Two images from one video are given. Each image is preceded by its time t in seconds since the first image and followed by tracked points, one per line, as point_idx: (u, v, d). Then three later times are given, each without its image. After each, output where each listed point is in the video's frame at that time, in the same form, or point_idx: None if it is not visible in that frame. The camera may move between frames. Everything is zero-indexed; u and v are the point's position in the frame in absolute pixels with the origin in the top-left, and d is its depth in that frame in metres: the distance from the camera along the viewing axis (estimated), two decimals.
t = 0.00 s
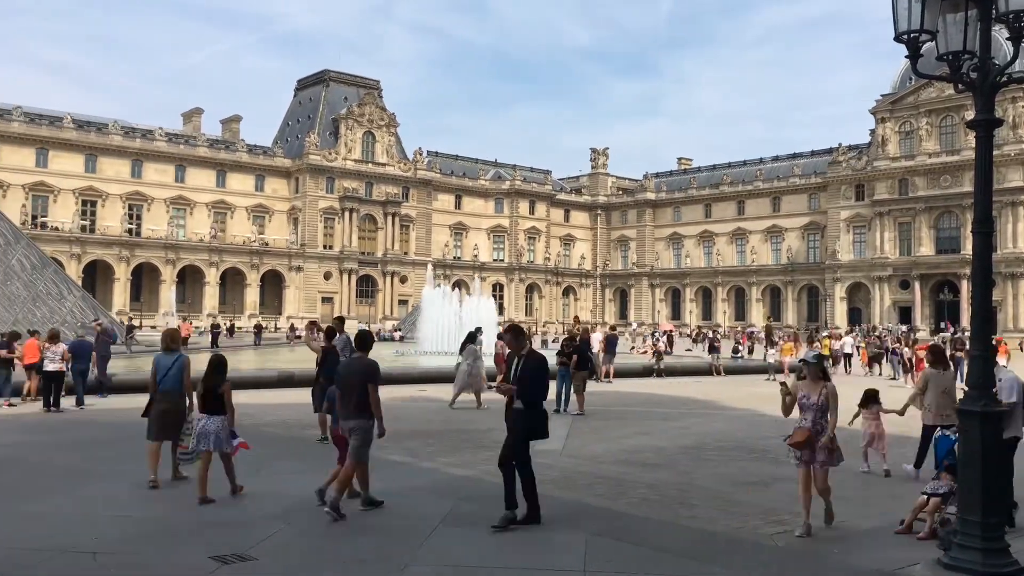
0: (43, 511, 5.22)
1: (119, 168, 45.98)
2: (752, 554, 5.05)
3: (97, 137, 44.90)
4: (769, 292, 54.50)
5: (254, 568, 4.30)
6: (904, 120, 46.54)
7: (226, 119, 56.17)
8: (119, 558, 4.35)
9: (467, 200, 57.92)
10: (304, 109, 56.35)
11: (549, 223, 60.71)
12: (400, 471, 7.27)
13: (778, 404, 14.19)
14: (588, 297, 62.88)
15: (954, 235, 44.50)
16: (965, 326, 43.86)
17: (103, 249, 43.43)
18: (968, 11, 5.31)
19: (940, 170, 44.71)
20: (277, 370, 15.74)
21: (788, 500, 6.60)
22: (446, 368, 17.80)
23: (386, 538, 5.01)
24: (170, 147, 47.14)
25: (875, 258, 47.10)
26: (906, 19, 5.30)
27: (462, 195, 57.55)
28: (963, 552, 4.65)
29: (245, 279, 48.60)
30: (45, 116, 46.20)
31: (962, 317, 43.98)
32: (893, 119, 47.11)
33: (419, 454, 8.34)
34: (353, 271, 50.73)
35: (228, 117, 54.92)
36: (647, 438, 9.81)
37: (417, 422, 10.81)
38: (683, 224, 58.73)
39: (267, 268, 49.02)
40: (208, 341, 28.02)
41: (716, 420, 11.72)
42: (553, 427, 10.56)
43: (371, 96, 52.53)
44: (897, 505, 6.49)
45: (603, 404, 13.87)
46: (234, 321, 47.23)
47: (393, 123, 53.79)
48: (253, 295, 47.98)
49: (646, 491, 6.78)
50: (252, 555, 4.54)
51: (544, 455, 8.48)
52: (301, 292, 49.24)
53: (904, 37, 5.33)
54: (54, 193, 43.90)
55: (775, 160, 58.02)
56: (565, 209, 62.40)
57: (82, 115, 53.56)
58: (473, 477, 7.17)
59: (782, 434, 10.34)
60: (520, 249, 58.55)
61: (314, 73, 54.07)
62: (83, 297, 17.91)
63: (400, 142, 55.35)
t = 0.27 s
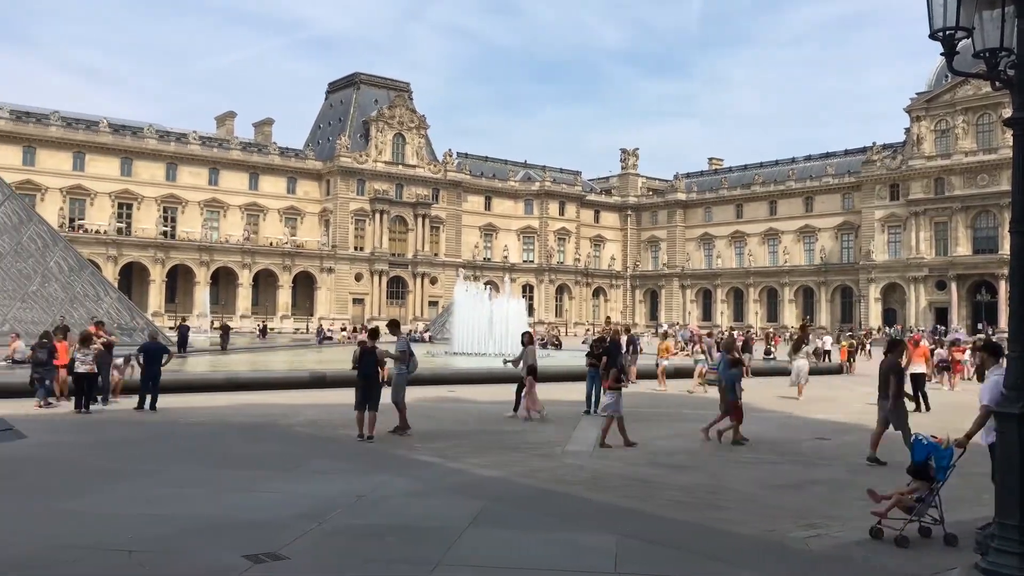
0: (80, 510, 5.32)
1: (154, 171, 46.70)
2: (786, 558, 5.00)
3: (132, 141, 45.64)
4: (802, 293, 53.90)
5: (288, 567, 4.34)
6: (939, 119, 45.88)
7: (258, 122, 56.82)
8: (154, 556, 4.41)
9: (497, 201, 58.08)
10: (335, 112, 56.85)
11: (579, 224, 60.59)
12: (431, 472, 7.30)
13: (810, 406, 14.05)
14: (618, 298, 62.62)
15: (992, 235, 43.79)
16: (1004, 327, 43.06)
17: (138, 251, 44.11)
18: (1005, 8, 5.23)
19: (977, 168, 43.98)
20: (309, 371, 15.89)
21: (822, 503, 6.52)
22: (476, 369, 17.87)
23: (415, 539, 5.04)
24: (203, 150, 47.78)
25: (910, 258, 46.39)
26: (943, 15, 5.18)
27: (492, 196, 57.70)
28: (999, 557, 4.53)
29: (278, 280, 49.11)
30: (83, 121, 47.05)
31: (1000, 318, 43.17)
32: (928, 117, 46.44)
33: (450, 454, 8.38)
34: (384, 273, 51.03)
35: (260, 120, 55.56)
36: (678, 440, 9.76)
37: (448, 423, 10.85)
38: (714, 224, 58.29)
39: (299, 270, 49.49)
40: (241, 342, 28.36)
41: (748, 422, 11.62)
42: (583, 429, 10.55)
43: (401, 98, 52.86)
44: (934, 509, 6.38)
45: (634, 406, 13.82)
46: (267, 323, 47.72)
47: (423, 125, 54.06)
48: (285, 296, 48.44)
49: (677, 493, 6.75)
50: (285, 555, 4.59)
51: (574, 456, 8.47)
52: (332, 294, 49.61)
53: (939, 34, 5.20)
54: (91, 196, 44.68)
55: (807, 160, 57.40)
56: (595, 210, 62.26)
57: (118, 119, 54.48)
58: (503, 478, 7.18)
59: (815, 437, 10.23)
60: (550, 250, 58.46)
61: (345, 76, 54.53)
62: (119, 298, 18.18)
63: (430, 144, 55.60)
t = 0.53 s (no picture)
0: (114, 508, 5.39)
1: (187, 174, 47.33)
2: (819, 561, 4.91)
3: (166, 144, 46.29)
4: (835, 294, 53.25)
5: (320, 566, 4.36)
6: (975, 117, 45.16)
7: (289, 125, 57.38)
8: (186, 554, 4.47)
9: (526, 202, 58.13)
10: (365, 114, 57.27)
11: (608, 225, 60.39)
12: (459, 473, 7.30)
13: (843, 408, 13.86)
14: (648, 299, 62.29)
15: None
16: None
17: (172, 253, 44.72)
18: None
19: (1015, 167, 43.20)
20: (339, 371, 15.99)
21: (855, 506, 6.41)
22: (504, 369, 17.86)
23: (443, 538, 5.04)
24: (236, 153, 48.34)
25: (945, 258, 45.68)
26: (977, 13, 5.43)
27: (521, 197, 57.77)
28: None
29: (309, 281, 49.53)
30: (118, 125, 47.80)
31: None
32: (964, 115, 45.75)
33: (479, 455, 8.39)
34: (413, 274, 51.27)
35: (291, 123, 56.10)
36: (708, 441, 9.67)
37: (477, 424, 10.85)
38: (745, 224, 57.78)
39: (330, 271, 49.88)
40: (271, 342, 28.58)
41: (780, 424, 11.49)
42: (612, 430, 10.48)
43: (431, 100, 53.10)
44: (971, 513, 6.25)
45: (664, 407, 13.73)
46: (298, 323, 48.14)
47: (452, 126, 54.22)
48: (316, 297, 48.82)
49: (708, 495, 6.69)
50: (316, 554, 4.61)
51: (603, 457, 8.43)
52: (362, 295, 49.91)
53: (974, 31, 5.46)
54: (126, 199, 45.37)
55: (840, 158, 56.72)
56: (625, 210, 62.07)
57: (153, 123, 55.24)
58: (533, 479, 7.15)
59: (848, 439, 10.08)
60: (579, 250, 58.29)
61: (375, 78, 54.90)
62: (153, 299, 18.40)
63: (459, 145, 55.78)
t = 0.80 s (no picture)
0: (149, 506, 5.44)
1: (220, 176, 47.89)
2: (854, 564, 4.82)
3: (199, 147, 46.88)
4: (869, 294, 52.49)
5: (350, 566, 4.36)
6: (1012, 114, 44.34)
7: (320, 127, 57.85)
8: (220, 551, 4.49)
9: (555, 202, 58.06)
10: (394, 115, 57.56)
11: (638, 225, 60.07)
12: (489, 473, 7.27)
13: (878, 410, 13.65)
14: (678, 300, 61.82)
15: None
16: None
17: (205, 254, 45.25)
18: None
19: None
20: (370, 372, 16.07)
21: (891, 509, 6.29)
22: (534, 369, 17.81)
23: (475, 539, 5.03)
24: (267, 155, 48.83)
25: (982, 257, 44.85)
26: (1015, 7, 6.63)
27: (550, 198, 57.75)
28: None
29: (339, 283, 49.88)
30: (152, 128, 48.49)
31: None
32: (1001, 112, 44.94)
33: (510, 455, 8.37)
34: (443, 275, 51.39)
35: (322, 125, 56.56)
36: (740, 443, 9.56)
37: (507, 424, 10.83)
38: (777, 224, 57.13)
39: (360, 272, 50.18)
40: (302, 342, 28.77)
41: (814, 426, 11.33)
42: (643, 431, 10.39)
43: (460, 101, 53.23)
44: (1012, 516, 6.10)
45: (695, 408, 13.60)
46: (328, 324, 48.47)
47: (481, 127, 54.30)
48: (347, 298, 49.12)
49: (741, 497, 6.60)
50: (347, 553, 4.60)
51: (634, 459, 8.36)
52: (392, 296, 50.12)
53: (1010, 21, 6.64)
54: (160, 201, 46.01)
55: (874, 157, 55.93)
56: (655, 210, 61.72)
57: (186, 126, 55.95)
58: (564, 480, 7.11)
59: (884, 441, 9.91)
60: (609, 251, 58.02)
61: (405, 80, 55.16)
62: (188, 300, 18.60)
63: (488, 146, 55.84)
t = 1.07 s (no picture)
0: (181, 504, 5.51)
1: (252, 178, 48.44)
2: (887, 568, 4.76)
3: (232, 150, 47.45)
4: (903, 294, 51.78)
5: (378, 564, 4.39)
6: None
7: (350, 129, 58.25)
8: (251, 550, 4.54)
9: (584, 202, 57.93)
10: (424, 116, 57.81)
11: (667, 225, 59.72)
12: (518, 473, 7.27)
13: (913, 411, 13.43)
14: (709, 300, 61.39)
15: None
16: None
17: (238, 256, 45.79)
18: None
19: None
20: (399, 372, 16.15)
21: (925, 511, 6.19)
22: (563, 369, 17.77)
23: (504, 539, 5.03)
24: (298, 157, 49.28)
25: (1020, 257, 44.11)
26: None
27: (579, 198, 57.67)
28: None
29: (369, 283, 50.21)
30: (185, 131, 49.16)
31: None
32: None
33: (538, 456, 8.36)
34: (472, 275, 51.52)
35: (352, 126, 56.94)
36: (771, 444, 9.47)
37: (535, 425, 10.82)
38: (809, 223, 56.51)
39: (390, 273, 50.48)
40: (332, 343, 29.00)
41: (846, 428, 11.18)
42: (672, 432, 10.33)
43: (489, 102, 53.30)
44: None
45: (727, 409, 13.49)
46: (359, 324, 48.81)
47: (510, 128, 54.34)
48: (377, 299, 49.40)
49: (771, 498, 6.54)
50: (376, 552, 4.64)
51: (663, 459, 8.32)
52: (422, 296, 50.35)
53: None
54: (193, 203, 46.63)
55: (908, 155, 55.14)
56: (684, 210, 61.36)
57: (218, 128, 56.64)
58: (592, 480, 7.09)
59: (918, 443, 9.76)
60: (638, 251, 57.75)
61: (434, 81, 55.37)
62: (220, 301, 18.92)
63: (517, 146, 55.87)
